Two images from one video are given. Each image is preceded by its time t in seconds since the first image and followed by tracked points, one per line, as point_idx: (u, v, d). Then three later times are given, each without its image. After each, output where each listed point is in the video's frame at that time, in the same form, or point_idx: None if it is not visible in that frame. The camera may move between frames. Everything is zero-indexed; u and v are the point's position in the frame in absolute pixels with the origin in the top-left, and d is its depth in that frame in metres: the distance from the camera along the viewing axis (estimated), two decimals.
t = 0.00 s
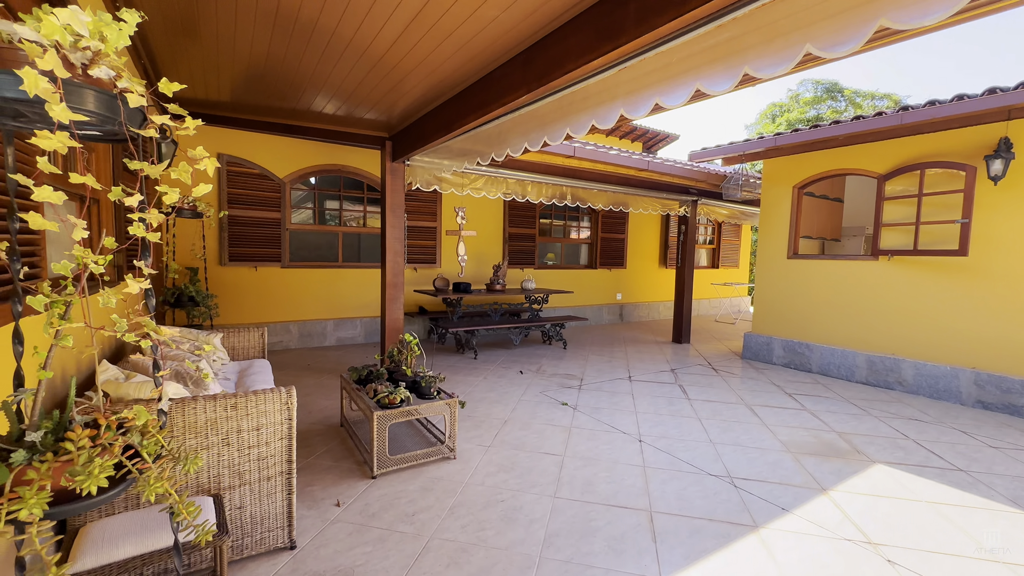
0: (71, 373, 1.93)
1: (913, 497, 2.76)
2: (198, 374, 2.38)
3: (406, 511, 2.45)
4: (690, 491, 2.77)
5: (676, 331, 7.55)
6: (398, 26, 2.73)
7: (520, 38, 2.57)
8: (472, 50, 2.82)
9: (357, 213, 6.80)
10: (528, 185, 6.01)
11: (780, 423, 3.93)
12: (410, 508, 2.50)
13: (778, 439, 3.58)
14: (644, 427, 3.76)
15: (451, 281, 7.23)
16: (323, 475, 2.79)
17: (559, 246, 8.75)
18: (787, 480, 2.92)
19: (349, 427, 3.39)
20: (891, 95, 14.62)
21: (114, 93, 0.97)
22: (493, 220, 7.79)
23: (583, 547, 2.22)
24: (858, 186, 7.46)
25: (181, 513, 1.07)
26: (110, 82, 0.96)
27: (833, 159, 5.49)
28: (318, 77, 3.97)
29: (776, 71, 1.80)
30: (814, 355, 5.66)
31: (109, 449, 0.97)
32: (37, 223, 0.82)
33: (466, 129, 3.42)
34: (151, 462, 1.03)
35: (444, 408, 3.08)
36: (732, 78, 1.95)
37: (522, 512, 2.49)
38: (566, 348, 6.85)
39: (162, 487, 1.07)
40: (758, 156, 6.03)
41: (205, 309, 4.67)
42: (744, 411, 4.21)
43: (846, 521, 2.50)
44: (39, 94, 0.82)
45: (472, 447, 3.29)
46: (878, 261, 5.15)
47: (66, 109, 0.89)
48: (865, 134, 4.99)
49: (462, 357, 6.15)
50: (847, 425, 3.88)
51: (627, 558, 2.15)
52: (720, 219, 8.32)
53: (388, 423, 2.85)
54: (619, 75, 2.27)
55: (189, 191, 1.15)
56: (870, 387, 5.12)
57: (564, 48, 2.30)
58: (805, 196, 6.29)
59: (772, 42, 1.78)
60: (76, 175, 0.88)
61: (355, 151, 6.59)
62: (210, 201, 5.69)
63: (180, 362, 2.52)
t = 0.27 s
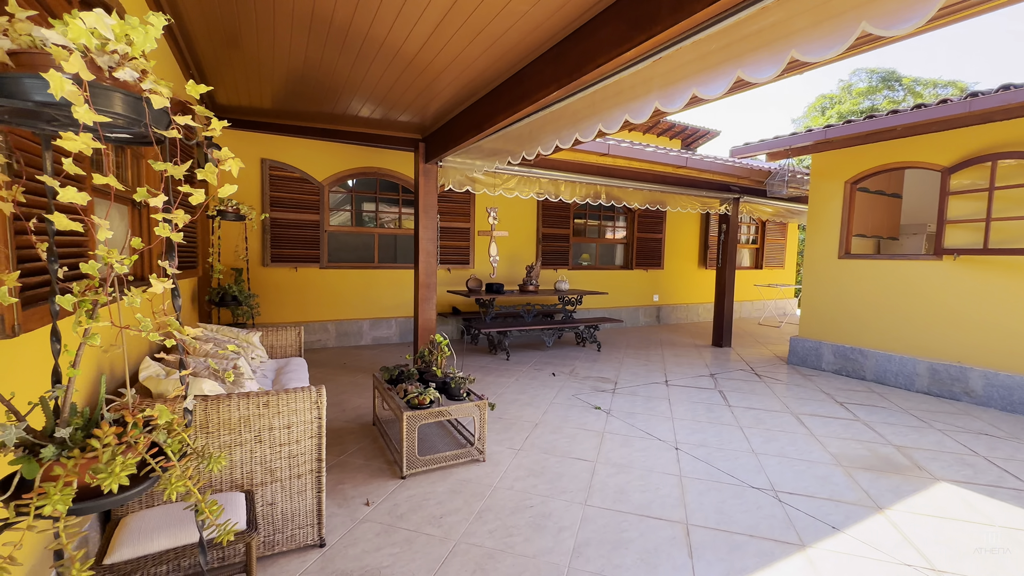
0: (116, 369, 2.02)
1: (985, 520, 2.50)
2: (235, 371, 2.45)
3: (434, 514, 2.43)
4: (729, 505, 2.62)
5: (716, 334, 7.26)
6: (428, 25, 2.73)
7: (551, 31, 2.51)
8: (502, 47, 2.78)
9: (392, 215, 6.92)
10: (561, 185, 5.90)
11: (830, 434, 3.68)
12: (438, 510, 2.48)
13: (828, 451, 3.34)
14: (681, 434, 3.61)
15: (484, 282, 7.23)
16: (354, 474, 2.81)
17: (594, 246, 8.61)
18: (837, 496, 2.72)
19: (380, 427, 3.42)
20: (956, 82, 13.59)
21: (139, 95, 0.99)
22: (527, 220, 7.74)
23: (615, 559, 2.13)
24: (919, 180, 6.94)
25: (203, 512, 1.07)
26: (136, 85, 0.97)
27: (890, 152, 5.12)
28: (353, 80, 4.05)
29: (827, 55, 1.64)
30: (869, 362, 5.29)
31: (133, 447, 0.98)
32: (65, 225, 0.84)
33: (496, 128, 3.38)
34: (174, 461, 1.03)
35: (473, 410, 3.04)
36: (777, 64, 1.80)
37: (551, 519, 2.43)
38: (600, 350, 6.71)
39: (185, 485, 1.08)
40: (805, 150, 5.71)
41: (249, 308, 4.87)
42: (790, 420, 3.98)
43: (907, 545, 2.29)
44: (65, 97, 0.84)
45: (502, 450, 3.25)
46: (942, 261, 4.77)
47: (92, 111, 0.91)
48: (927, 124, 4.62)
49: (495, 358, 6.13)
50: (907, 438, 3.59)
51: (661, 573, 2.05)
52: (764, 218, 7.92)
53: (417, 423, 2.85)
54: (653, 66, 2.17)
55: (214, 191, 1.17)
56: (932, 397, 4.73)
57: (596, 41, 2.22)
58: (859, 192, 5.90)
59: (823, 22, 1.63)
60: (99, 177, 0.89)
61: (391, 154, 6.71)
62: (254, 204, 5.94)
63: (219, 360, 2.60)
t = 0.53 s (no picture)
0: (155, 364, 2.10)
1: None
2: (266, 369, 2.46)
3: (458, 516, 2.41)
4: (770, 519, 2.46)
5: (759, 338, 6.93)
6: (457, 22, 2.72)
7: (582, 21, 2.44)
8: (532, 40, 2.74)
9: (426, 216, 7.00)
10: (595, 183, 5.78)
11: (885, 447, 3.41)
12: (463, 512, 2.45)
13: (882, 466, 3.10)
14: (719, 442, 3.44)
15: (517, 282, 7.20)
16: (382, 472, 2.83)
17: (630, 246, 8.41)
18: (892, 515, 2.51)
19: (409, 425, 3.44)
20: None
21: (157, 95, 1.00)
22: (560, 220, 7.65)
23: (643, 572, 2.04)
24: (989, 172, 6.37)
25: (221, 509, 1.09)
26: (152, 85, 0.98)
27: (955, 142, 4.72)
28: (386, 82, 4.11)
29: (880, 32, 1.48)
30: (930, 370, 4.89)
31: (152, 443, 1.00)
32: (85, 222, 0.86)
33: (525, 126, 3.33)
34: (191, 457, 1.05)
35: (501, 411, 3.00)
36: (823, 46, 1.65)
37: (578, 527, 2.35)
38: (635, 353, 6.54)
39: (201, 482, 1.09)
40: (858, 142, 5.35)
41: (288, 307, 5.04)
42: (840, 431, 3.72)
43: (973, 573, 2.07)
44: (81, 97, 0.85)
45: (530, 453, 3.20)
46: (1017, 260, 4.34)
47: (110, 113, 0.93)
48: (998, 110, 4.23)
49: (526, 358, 6.08)
50: (974, 454, 3.28)
51: None
52: (813, 215, 7.49)
53: (444, 423, 2.84)
54: (687, 55, 2.06)
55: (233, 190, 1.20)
56: (1004, 410, 4.31)
57: (626, 31, 2.14)
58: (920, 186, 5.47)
59: None
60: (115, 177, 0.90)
61: (425, 156, 6.79)
62: (294, 206, 6.15)
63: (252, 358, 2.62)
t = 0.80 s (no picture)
0: (185, 360, 2.18)
1: None
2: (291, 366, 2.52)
3: (477, 519, 2.38)
4: (809, 538, 2.30)
5: (803, 342, 6.57)
6: (480, 18, 2.70)
7: (607, 12, 2.35)
8: (556, 34, 2.67)
9: (457, 216, 7.03)
10: (626, 181, 5.61)
11: (942, 463, 3.14)
12: (482, 516, 2.42)
13: (937, 484, 2.85)
14: (754, 452, 3.27)
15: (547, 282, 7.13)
16: (404, 472, 2.84)
17: (665, 246, 8.17)
18: (949, 540, 2.29)
19: (434, 426, 3.45)
20: None
21: (160, 97, 1.01)
22: (592, 219, 7.51)
23: None
24: None
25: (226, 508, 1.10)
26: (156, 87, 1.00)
27: None
28: (414, 83, 4.14)
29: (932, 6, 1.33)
30: (996, 380, 4.48)
31: (158, 441, 1.01)
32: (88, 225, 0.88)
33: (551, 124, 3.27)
34: (196, 456, 1.06)
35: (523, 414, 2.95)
36: (867, 26, 1.50)
37: (600, 536, 2.28)
38: (668, 356, 6.34)
39: (205, 481, 1.10)
40: (914, 133, 4.98)
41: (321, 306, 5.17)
42: (890, 444, 3.45)
43: None
44: (84, 100, 0.86)
45: (554, 457, 3.13)
46: None
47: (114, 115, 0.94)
48: None
49: (555, 360, 6.00)
50: None
51: None
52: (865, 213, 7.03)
53: (465, 425, 2.82)
54: (716, 43, 1.94)
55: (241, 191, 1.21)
56: None
57: (651, 20, 2.04)
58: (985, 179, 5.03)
59: None
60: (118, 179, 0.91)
61: (456, 156, 6.82)
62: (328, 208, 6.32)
63: (280, 355, 2.71)
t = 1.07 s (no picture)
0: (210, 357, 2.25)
1: None
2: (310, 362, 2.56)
3: (492, 522, 2.35)
4: (845, 557, 2.15)
5: (849, 346, 6.20)
6: (501, 12, 2.67)
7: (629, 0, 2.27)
8: (578, 26, 2.61)
9: (485, 215, 7.03)
10: (657, 177, 5.39)
11: (1003, 482, 2.87)
12: (498, 518, 2.39)
13: (996, 504, 2.60)
14: (789, 463, 3.09)
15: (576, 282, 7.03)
16: (423, 471, 2.85)
17: (700, 245, 7.90)
18: (1007, 568, 2.08)
19: (455, 425, 3.45)
20: None
21: (160, 97, 1.02)
22: (623, 218, 7.35)
23: None
24: None
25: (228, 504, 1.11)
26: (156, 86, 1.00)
27: None
28: (439, 82, 4.15)
29: None
30: None
31: (161, 435, 1.03)
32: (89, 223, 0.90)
33: (574, 120, 3.20)
34: (198, 452, 1.08)
35: (543, 416, 2.90)
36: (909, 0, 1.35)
37: (618, 545, 2.20)
38: (701, 358, 6.12)
39: (206, 477, 1.12)
40: (975, 123, 4.59)
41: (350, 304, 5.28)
42: (943, 458, 3.19)
43: None
44: (83, 102, 0.88)
45: (575, 460, 3.06)
46: None
47: (115, 115, 0.96)
48: None
49: (583, 361, 5.91)
50: None
51: None
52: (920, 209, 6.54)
53: (483, 426, 2.79)
54: (744, 27, 1.83)
55: (246, 189, 1.22)
56: None
57: (673, 8, 1.95)
58: None
59: None
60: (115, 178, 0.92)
61: (484, 155, 6.82)
62: (359, 208, 6.44)
63: (303, 353, 2.77)
